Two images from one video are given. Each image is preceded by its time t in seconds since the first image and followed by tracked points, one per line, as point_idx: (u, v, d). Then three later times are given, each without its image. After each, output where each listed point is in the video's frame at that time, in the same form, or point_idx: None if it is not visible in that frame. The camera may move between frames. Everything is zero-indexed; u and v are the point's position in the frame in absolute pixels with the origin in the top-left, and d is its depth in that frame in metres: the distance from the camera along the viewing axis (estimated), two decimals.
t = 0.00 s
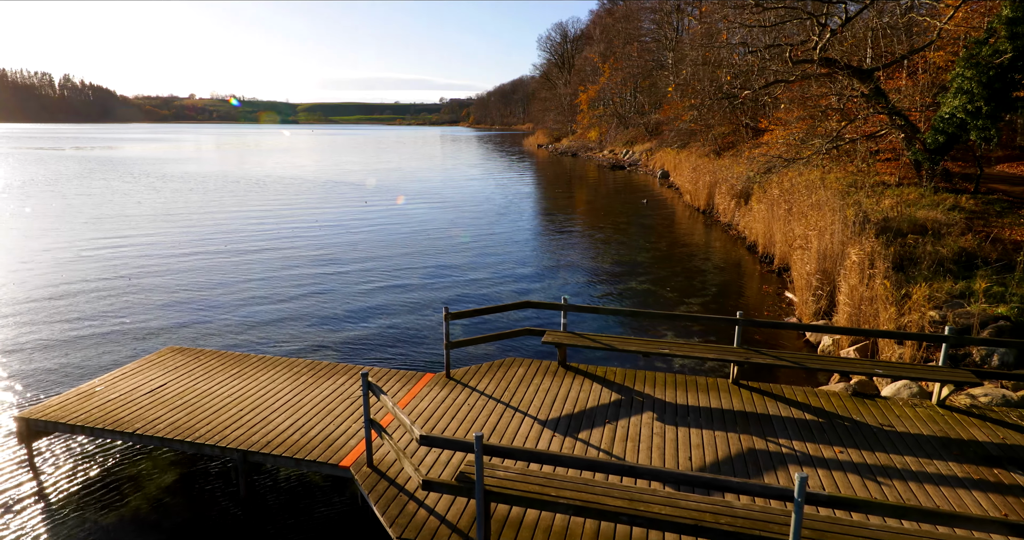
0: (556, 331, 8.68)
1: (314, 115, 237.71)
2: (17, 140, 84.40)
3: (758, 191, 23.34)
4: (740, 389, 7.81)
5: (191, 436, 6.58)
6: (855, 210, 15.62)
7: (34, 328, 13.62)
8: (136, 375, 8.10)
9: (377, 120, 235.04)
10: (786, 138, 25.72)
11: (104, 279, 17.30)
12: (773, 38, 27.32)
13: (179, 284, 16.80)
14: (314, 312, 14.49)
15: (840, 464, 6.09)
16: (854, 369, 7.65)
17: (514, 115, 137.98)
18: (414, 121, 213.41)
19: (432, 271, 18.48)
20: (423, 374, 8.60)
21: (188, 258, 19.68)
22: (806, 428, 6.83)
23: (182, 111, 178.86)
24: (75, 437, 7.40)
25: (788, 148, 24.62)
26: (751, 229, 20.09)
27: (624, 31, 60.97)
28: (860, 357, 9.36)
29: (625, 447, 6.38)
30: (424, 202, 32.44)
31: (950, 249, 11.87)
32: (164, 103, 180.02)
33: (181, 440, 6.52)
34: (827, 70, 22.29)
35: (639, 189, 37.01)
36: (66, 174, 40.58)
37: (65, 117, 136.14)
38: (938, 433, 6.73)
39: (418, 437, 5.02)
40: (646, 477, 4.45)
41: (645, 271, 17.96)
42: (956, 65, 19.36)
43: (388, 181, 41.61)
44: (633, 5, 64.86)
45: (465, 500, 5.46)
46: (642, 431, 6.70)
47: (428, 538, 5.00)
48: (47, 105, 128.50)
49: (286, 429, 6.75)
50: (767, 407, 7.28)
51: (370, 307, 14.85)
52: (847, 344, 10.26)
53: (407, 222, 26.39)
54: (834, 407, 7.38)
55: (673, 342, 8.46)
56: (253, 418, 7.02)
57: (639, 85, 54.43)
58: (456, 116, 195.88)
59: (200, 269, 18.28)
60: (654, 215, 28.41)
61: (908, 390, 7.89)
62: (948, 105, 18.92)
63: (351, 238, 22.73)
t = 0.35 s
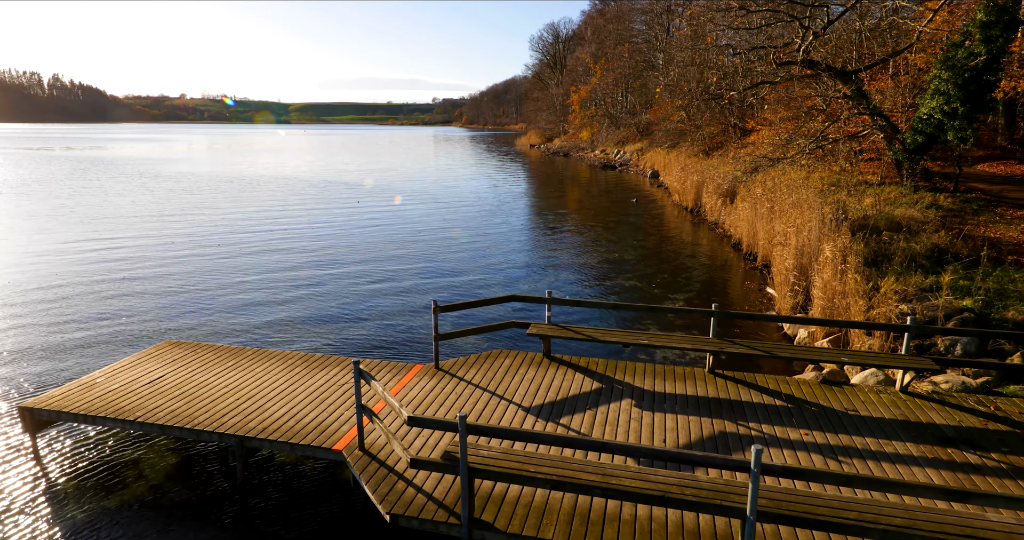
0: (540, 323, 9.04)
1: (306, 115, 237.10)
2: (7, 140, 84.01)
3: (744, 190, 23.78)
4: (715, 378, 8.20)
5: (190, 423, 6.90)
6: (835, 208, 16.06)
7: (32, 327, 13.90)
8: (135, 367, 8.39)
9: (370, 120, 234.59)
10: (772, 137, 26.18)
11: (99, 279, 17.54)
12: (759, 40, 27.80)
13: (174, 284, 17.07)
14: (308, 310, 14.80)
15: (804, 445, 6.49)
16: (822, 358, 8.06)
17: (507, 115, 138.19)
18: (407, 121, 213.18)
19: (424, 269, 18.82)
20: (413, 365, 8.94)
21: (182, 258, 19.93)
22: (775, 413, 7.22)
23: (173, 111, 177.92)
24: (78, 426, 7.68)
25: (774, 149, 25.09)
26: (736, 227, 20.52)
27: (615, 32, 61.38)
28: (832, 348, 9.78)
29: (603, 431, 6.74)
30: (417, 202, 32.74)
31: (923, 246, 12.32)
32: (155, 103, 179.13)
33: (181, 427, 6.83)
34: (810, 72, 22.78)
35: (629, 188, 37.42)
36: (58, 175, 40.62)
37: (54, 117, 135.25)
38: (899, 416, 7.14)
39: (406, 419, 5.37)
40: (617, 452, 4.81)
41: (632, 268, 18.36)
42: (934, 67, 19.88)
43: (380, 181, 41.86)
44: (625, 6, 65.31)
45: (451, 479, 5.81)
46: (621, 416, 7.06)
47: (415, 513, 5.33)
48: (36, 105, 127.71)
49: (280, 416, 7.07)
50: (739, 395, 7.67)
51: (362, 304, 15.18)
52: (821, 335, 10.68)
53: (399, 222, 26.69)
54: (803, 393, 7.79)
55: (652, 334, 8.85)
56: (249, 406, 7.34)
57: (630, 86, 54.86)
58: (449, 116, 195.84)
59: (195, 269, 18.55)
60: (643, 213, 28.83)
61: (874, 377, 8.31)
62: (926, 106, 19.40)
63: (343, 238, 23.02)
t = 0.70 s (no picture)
0: (527, 316, 9.39)
1: (298, 115, 236.38)
2: None
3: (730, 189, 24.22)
4: (693, 367, 8.57)
5: (189, 412, 7.19)
6: (817, 206, 16.48)
7: (29, 326, 14.13)
8: (133, 360, 8.66)
9: (363, 120, 234.19)
10: (758, 137, 26.65)
11: (94, 278, 17.75)
12: (745, 42, 28.28)
13: (170, 284, 17.32)
14: (302, 308, 15.10)
15: (774, 428, 6.86)
16: (794, 347, 8.46)
17: (499, 115, 138.23)
18: (400, 121, 212.97)
19: (415, 267, 19.12)
20: (404, 358, 9.25)
21: (176, 258, 20.15)
22: (748, 400, 7.59)
23: (164, 111, 177.00)
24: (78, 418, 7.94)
25: (760, 148, 25.56)
26: (722, 226, 20.96)
27: (607, 33, 61.81)
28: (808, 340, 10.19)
29: (584, 417, 7.09)
30: (409, 202, 33.01)
31: (898, 242, 12.74)
32: (145, 103, 178.09)
33: (180, 416, 7.11)
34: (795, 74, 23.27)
35: (620, 188, 37.85)
36: (49, 175, 40.61)
37: (44, 117, 134.36)
38: (865, 402, 7.51)
39: (395, 403, 5.69)
40: (593, 431, 5.16)
41: (620, 265, 18.75)
42: (913, 69, 20.40)
43: (373, 181, 42.09)
44: (616, 7, 65.77)
45: (438, 461, 6.14)
46: (601, 404, 7.42)
47: (404, 492, 5.65)
48: (26, 105, 126.86)
49: (276, 405, 7.37)
50: (715, 383, 8.05)
51: (355, 302, 15.49)
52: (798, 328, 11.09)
53: (391, 221, 26.99)
54: (776, 382, 8.17)
55: (634, 326, 9.21)
56: (245, 396, 7.63)
57: (621, 86, 55.38)
58: (442, 116, 195.88)
59: (189, 269, 18.80)
60: (632, 213, 29.23)
61: (844, 367, 8.70)
62: (905, 107, 19.91)
63: (336, 237, 23.29)
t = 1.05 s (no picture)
0: (514, 310, 9.69)
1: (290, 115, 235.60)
2: None
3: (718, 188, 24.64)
4: (674, 358, 8.91)
5: (187, 402, 7.45)
6: (800, 203, 16.89)
7: (26, 325, 14.33)
8: (131, 353, 8.90)
9: (355, 119, 233.63)
10: (745, 137, 27.10)
11: (89, 278, 17.93)
12: (733, 43, 28.74)
13: (164, 283, 17.54)
14: (295, 307, 15.37)
15: (748, 414, 7.20)
16: (770, 337, 8.81)
17: (492, 115, 138.35)
18: (392, 121, 212.71)
19: (408, 266, 19.40)
20: (395, 351, 9.54)
21: (170, 258, 20.33)
22: (725, 388, 7.93)
23: (154, 111, 175.91)
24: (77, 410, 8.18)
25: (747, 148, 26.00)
26: (709, 224, 21.37)
27: (599, 33, 62.23)
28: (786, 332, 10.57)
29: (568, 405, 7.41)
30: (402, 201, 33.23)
31: (876, 237, 13.11)
32: (135, 103, 177.02)
33: (179, 406, 7.37)
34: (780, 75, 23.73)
35: (611, 187, 38.24)
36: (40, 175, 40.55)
37: (33, 117, 133.34)
38: (836, 389, 7.88)
39: (386, 389, 5.98)
40: (572, 413, 5.47)
41: (609, 262, 19.10)
42: (894, 70, 20.90)
43: (366, 181, 42.26)
44: (608, 8, 66.18)
45: (427, 445, 6.44)
46: (585, 392, 7.74)
47: (395, 474, 5.95)
48: (14, 105, 125.89)
49: (271, 395, 7.64)
50: (694, 372, 8.39)
51: (348, 301, 15.77)
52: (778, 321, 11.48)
53: (384, 220, 27.24)
54: (752, 370, 8.52)
55: (618, 319, 9.53)
56: (241, 387, 7.90)
57: (612, 86, 55.82)
58: (434, 116, 195.98)
59: (184, 269, 19.01)
60: (622, 211, 29.61)
61: (819, 357, 9.06)
62: (886, 108, 20.40)
63: (329, 237, 23.54)
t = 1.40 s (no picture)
0: (503, 304, 9.97)
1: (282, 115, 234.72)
2: None
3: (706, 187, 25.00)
4: (657, 349, 9.23)
5: (185, 392, 7.69)
6: (784, 200, 17.26)
7: (21, 323, 14.48)
8: (129, 347, 9.12)
9: (347, 119, 233.08)
10: (733, 137, 27.49)
11: (82, 278, 18.02)
12: (721, 44, 29.13)
13: (159, 283, 17.68)
14: (289, 305, 15.58)
15: (726, 400, 7.52)
16: (748, 328, 9.15)
17: (484, 115, 138.41)
18: (384, 121, 212.37)
19: (401, 265, 19.62)
20: (387, 344, 9.79)
21: (164, 257, 20.47)
22: (706, 377, 8.26)
23: (145, 111, 174.84)
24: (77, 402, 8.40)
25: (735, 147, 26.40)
26: (697, 222, 21.73)
27: (590, 33, 62.63)
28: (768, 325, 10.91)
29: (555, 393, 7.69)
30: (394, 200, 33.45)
31: (857, 233, 13.51)
32: (125, 102, 175.89)
33: (177, 396, 7.60)
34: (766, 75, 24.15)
35: (602, 186, 38.59)
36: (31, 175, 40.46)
37: (22, 117, 132.30)
38: (811, 378, 8.22)
39: (378, 376, 6.24)
40: (555, 397, 5.76)
41: (599, 260, 19.42)
42: (877, 70, 21.36)
43: (358, 180, 42.45)
44: (599, 8, 66.58)
45: (418, 430, 6.71)
46: (570, 381, 8.03)
47: (387, 457, 6.22)
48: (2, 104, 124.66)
49: (266, 385, 7.89)
50: (676, 363, 8.71)
51: (342, 299, 15.98)
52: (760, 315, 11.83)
53: (377, 220, 27.44)
54: (732, 360, 8.86)
55: (603, 312, 9.84)
56: (237, 378, 8.14)
57: (604, 86, 56.19)
58: (427, 116, 195.91)
59: (178, 268, 19.15)
60: (613, 210, 29.94)
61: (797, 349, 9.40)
62: (869, 108, 20.86)
63: (322, 236, 23.72)
